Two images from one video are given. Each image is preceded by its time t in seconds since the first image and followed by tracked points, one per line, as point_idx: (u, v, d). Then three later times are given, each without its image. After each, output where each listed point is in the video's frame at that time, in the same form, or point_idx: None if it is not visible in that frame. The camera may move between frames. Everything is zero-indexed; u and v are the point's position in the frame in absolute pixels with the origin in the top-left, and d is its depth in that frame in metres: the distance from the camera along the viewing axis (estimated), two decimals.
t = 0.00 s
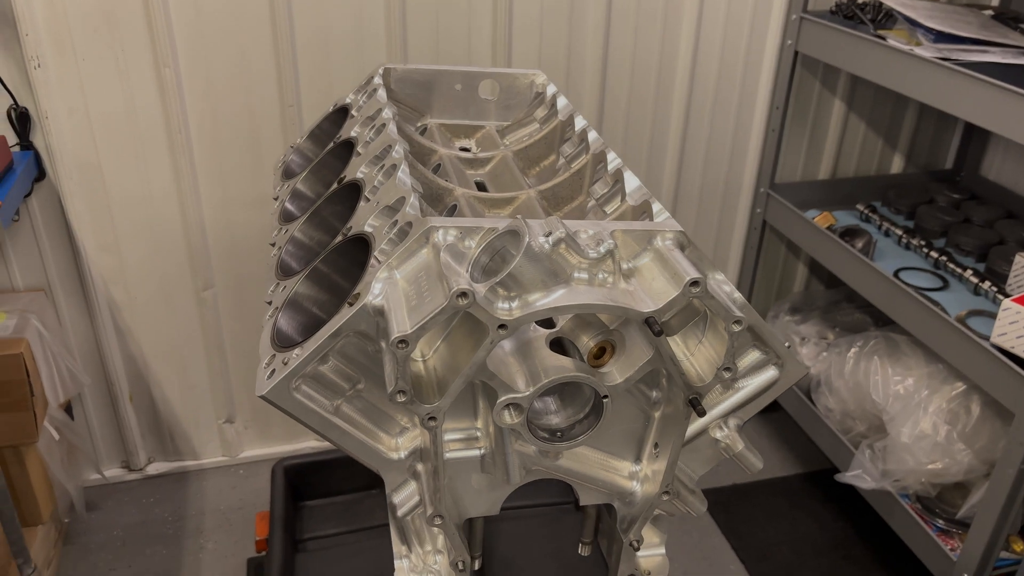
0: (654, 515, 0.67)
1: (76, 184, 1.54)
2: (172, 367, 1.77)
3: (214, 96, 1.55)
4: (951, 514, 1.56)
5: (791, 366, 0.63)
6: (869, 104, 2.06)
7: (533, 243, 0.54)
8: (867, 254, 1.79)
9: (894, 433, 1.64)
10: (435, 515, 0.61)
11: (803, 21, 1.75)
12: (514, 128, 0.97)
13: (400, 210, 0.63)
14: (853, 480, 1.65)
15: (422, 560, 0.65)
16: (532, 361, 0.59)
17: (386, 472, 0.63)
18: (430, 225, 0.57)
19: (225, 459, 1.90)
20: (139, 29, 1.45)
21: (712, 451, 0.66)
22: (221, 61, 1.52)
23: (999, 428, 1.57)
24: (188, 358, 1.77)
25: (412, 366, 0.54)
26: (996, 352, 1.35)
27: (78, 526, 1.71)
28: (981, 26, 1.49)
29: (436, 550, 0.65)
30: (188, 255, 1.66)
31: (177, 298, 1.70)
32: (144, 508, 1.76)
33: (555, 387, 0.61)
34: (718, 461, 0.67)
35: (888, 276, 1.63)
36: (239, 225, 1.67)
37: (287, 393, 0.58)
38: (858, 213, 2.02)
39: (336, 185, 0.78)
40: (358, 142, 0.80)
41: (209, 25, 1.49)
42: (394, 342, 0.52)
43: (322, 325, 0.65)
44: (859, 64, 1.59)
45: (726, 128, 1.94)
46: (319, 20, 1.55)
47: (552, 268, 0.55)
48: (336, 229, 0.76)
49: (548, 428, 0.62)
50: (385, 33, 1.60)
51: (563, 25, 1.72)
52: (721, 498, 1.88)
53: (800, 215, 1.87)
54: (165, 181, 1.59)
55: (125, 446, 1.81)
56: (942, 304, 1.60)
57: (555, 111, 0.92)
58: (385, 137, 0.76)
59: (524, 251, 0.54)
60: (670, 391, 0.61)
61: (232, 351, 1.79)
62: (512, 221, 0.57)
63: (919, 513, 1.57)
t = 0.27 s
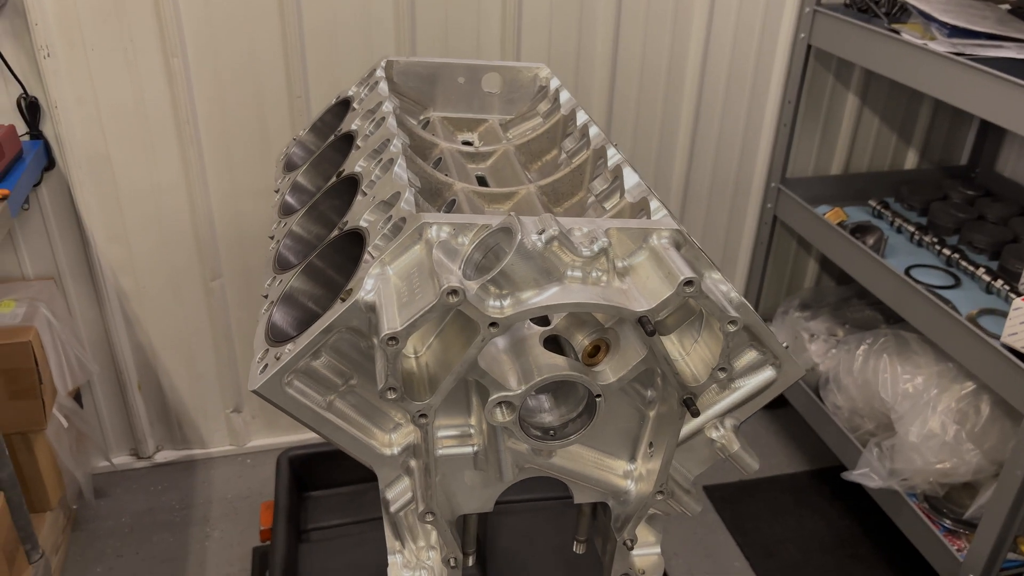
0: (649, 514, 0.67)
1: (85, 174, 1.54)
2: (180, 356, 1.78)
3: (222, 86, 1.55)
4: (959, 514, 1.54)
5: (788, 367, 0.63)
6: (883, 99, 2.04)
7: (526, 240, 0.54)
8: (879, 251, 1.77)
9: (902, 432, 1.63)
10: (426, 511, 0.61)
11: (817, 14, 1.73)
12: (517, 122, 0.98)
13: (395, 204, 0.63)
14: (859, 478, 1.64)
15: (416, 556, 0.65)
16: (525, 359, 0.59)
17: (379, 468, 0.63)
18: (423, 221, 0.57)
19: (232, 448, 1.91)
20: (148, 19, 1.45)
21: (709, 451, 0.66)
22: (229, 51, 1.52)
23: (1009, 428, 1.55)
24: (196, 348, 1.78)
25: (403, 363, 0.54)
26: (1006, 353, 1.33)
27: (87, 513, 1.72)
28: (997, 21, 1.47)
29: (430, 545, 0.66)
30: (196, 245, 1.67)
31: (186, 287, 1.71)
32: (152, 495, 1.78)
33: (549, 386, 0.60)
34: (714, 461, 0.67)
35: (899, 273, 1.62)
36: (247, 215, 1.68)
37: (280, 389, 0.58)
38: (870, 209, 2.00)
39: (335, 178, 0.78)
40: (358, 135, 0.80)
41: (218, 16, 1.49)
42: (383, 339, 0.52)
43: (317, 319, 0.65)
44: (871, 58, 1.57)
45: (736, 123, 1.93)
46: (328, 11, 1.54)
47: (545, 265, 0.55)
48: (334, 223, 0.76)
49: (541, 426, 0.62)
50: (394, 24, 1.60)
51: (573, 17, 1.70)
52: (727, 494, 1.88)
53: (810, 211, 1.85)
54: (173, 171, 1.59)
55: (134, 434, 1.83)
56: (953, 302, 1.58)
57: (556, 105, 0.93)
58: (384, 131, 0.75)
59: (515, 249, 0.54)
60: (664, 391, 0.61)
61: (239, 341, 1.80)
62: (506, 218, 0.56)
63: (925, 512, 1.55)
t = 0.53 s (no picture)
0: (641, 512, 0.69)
1: (93, 164, 1.55)
2: (188, 345, 1.79)
3: (230, 76, 1.55)
4: (965, 514, 1.53)
5: (780, 367, 0.65)
6: (896, 94, 2.01)
7: (517, 237, 0.56)
8: (889, 247, 1.75)
9: (909, 430, 1.62)
10: (416, 507, 0.63)
11: (829, 7, 1.71)
12: (519, 115, 0.99)
13: (389, 199, 0.64)
14: (865, 477, 1.62)
15: (409, 552, 0.68)
16: (516, 357, 0.60)
17: (372, 462, 0.65)
18: (417, 218, 0.58)
19: (239, 437, 1.92)
20: (156, 9, 1.45)
21: (702, 449, 0.69)
22: (237, 42, 1.52)
23: (1018, 428, 1.54)
24: (203, 337, 1.79)
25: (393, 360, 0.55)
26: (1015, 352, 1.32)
27: (95, 500, 1.74)
28: (1012, 15, 1.45)
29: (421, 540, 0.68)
30: (204, 235, 1.68)
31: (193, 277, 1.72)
32: (159, 483, 1.79)
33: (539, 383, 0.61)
34: (707, 459, 0.70)
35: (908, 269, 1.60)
36: (254, 206, 1.68)
37: (271, 383, 0.59)
38: (882, 205, 1.98)
39: (333, 172, 0.78)
40: (358, 128, 0.80)
41: (226, 6, 1.49)
42: (374, 335, 0.53)
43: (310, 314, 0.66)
44: (883, 53, 1.55)
45: (747, 117, 1.91)
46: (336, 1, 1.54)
47: (536, 263, 0.57)
48: (331, 216, 0.76)
49: (533, 423, 0.64)
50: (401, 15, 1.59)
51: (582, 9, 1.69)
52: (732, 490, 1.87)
53: (821, 206, 1.83)
54: (181, 161, 1.60)
55: (142, 423, 1.84)
56: (963, 301, 1.57)
57: (558, 98, 0.94)
58: (382, 125, 0.76)
59: (507, 247, 0.56)
60: (656, 388, 0.63)
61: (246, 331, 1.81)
62: (498, 215, 0.58)
63: (931, 512, 1.54)
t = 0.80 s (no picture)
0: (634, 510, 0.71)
1: (102, 154, 1.56)
2: (196, 335, 1.80)
3: (238, 68, 1.55)
4: (971, 514, 1.51)
5: (777, 369, 0.66)
6: (910, 89, 1.99)
7: (509, 235, 0.56)
8: (899, 244, 1.74)
9: (916, 429, 1.60)
10: (407, 503, 0.64)
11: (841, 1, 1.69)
12: (521, 109, 1.00)
13: (384, 193, 0.64)
14: (871, 475, 1.62)
15: (402, 547, 0.71)
16: (508, 354, 0.61)
17: (365, 457, 0.66)
18: (409, 214, 0.59)
19: (246, 427, 1.93)
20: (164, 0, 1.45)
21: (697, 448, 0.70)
22: (245, 33, 1.52)
23: None
24: (211, 327, 1.80)
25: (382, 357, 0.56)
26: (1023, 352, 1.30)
27: (103, 488, 1.76)
28: None
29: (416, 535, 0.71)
30: (211, 226, 1.68)
31: (201, 268, 1.72)
32: (167, 472, 1.81)
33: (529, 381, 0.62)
34: (702, 458, 0.71)
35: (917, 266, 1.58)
36: (262, 197, 1.69)
37: (264, 377, 0.61)
38: (893, 201, 1.96)
39: (333, 165, 0.79)
40: (357, 122, 0.81)
41: None
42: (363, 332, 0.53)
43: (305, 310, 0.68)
44: (895, 48, 1.54)
45: (757, 112, 1.89)
46: None
47: (529, 261, 0.57)
48: (328, 209, 0.77)
49: (525, 421, 0.65)
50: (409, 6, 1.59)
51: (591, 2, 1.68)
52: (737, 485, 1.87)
53: (831, 202, 1.81)
54: (189, 152, 1.60)
55: (150, 411, 1.86)
56: (973, 299, 1.55)
57: (560, 93, 0.94)
58: (381, 119, 0.76)
59: (498, 244, 0.56)
60: (650, 388, 0.65)
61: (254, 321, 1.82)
62: (490, 212, 0.59)
63: (937, 511, 1.53)
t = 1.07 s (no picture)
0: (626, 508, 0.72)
1: (111, 144, 1.56)
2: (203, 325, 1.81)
3: (246, 58, 1.55)
4: (977, 514, 1.51)
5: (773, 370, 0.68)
6: (923, 84, 1.96)
7: (502, 232, 0.57)
8: (909, 241, 1.72)
9: (923, 427, 1.59)
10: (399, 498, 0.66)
11: None
12: (525, 103, 1.00)
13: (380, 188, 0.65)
14: (877, 473, 1.61)
15: (396, 542, 0.72)
16: (501, 352, 0.62)
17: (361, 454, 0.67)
18: (404, 211, 0.60)
19: (253, 417, 1.94)
20: None
21: (692, 447, 0.71)
22: (253, 23, 1.52)
23: None
24: (219, 317, 1.81)
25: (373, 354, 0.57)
26: None
27: (111, 475, 1.77)
28: None
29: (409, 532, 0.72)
30: (219, 216, 1.69)
31: (208, 258, 1.73)
32: (174, 460, 1.83)
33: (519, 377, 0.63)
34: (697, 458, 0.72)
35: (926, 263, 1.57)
36: (270, 187, 1.69)
37: (257, 371, 0.62)
38: (905, 198, 1.94)
39: (333, 159, 0.79)
40: (358, 115, 0.81)
41: None
42: (354, 327, 0.55)
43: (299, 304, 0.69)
44: (906, 42, 1.52)
45: (768, 105, 1.88)
46: None
47: (522, 258, 0.58)
48: (326, 202, 0.78)
49: (518, 418, 0.68)
50: None
51: None
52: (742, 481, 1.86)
53: (841, 198, 1.80)
54: (197, 142, 1.61)
55: (158, 400, 1.87)
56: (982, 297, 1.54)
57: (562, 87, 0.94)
58: (379, 113, 0.76)
59: (491, 241, 0.57)
60: (644, 386, 0.66)
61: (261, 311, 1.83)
62: (484, 209, 0.60)
63: (943, 510, 1.52)
